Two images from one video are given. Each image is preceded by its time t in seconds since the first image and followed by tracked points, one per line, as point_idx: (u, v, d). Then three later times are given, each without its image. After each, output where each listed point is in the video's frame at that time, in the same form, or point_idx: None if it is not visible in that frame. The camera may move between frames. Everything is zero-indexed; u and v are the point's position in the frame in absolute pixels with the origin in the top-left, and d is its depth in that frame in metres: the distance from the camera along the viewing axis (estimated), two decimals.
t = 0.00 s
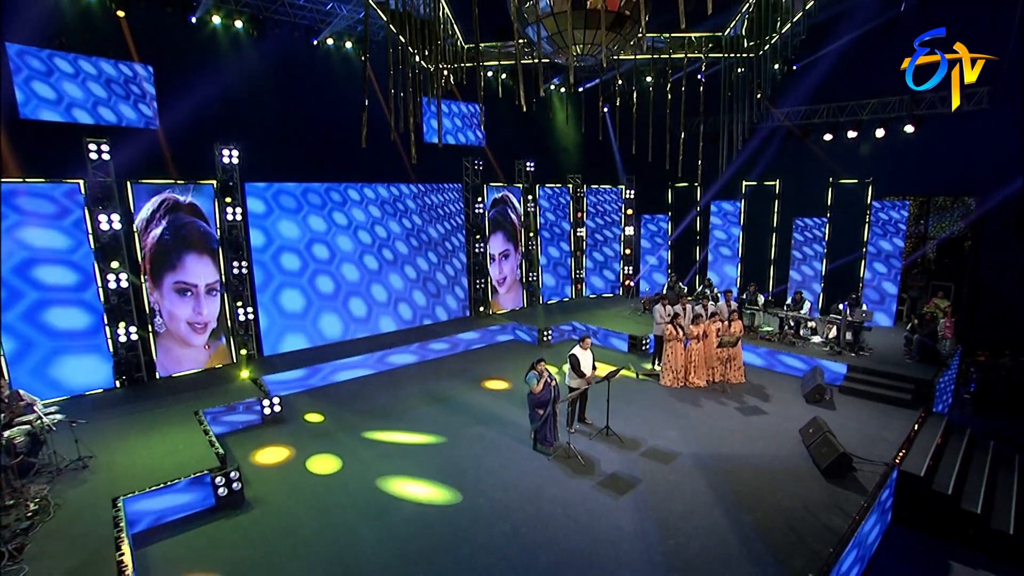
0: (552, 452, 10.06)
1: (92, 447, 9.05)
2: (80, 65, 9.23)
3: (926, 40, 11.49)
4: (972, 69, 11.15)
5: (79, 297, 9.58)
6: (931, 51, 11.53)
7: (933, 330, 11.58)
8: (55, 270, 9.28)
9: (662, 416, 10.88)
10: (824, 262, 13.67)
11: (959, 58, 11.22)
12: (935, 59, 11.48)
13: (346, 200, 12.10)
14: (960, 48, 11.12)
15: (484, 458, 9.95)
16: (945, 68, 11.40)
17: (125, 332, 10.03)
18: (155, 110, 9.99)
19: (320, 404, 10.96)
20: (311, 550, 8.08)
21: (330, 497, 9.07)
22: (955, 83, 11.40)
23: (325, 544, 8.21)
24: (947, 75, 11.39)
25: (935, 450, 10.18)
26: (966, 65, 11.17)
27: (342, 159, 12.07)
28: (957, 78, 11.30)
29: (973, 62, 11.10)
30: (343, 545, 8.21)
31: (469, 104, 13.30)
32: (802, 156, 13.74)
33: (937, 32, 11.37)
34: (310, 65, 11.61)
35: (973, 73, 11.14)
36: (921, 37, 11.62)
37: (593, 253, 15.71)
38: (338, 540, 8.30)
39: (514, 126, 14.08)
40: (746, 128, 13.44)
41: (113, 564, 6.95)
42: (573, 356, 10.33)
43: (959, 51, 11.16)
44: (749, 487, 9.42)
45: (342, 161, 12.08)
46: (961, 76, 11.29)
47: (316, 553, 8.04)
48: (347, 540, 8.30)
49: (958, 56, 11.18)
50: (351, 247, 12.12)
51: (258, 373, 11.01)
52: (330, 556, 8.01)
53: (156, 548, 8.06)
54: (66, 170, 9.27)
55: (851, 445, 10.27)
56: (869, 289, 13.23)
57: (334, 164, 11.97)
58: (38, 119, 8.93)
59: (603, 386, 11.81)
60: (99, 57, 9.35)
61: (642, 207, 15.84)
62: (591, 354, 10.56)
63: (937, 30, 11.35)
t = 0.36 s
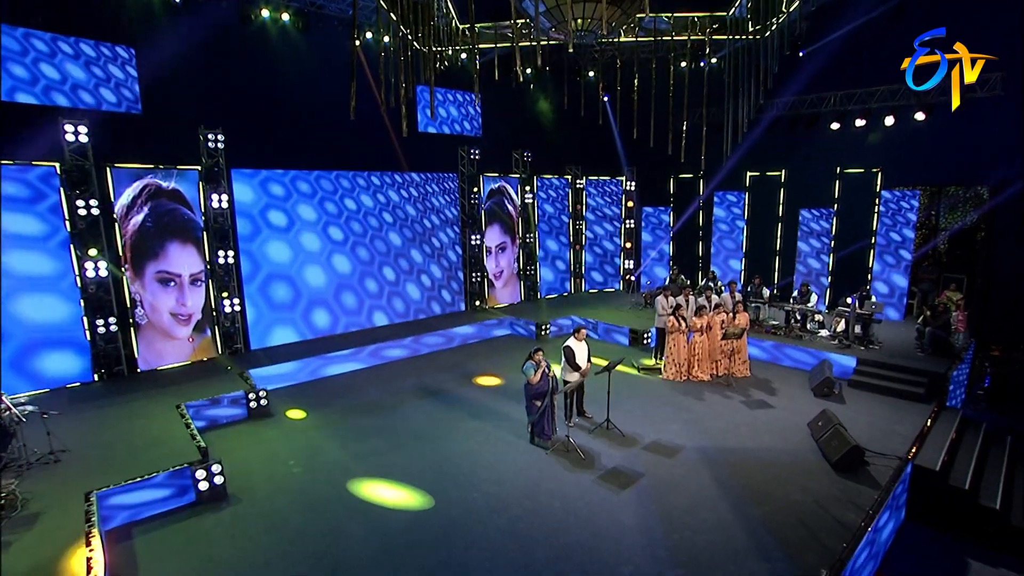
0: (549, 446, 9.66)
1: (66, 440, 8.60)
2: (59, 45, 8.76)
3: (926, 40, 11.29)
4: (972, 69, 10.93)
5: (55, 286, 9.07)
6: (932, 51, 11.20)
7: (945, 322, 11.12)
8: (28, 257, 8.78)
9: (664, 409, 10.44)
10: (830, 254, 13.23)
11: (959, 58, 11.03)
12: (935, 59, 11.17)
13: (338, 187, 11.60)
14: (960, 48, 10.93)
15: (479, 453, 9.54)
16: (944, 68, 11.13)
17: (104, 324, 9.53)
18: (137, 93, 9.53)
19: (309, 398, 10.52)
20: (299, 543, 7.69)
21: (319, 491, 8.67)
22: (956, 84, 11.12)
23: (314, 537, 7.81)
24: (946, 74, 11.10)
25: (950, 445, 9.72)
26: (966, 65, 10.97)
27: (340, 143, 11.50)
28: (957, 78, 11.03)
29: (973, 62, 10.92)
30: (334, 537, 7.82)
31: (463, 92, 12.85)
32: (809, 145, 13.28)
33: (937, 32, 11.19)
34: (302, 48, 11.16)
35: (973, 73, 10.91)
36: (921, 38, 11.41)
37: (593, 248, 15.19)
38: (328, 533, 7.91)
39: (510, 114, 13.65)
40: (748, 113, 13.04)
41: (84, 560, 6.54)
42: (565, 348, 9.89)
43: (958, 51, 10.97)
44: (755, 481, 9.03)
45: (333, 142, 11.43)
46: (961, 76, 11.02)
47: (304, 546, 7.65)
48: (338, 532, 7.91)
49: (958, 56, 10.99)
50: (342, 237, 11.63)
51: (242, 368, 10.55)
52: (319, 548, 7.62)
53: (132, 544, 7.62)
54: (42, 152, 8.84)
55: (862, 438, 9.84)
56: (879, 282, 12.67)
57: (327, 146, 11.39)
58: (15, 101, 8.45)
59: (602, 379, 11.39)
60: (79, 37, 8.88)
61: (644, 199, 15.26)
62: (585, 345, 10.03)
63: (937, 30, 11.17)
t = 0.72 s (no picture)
0: (547, 440, 9.20)
1: (32, 434, 8.08)
2: (31, 23, 8.27)
3: (926, 40, 11.00)
4: (972, 69, 10.64)
5: (25, 275, 8.61)
6: (931, 51, 10.80)
7: (960, 314, 10.58)
8: None
9: (666, 403, 9.98)
10: (837, 246, 12.76)
11: (959, 58, 10.70)
12: (935, 59, 10.73)
13: (327, 175, 11.09)
14: (960, 48, 10.60)
15: (473, 448, 9.07)
16: (944, 68, 10.78)
17: (76, 315, 9.02)
18: (113, 75, 9.06)
19: (295, 393, 10.06)
20: (282, 538, 7.24)
21: (304, 485, 8.21)
22: (956, 83, 10.87)
23: (298, 532, 7.36)
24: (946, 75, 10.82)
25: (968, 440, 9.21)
26: (966, 65, 10.65)
27: (328, 129, 11.05)
28: (957, 77, 10.77)
29: (973, 62, 10.60)
30: (319, 532, 7.36)
31: (456, 81, 12.37)
32: (817, 133, 12.78)
33: (935, 34, 10.88)
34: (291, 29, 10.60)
35: (973, 73, 10.62)
36: (920, 37, 11.16)
37: (592, 242, 14.78)
38: (313, 528, 7.45)
39: (505, 102, 13.15)
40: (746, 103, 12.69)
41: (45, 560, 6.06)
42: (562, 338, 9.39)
43: (959, 51, 10.65)
44: (763, 476, 8.56)
45: (321, 129, 10.99)
46: (960, 76, 10.75)
47: (288, 542, 7.19)
48: (324, 528, 7.45)
49: (958, 56, 10.65)
50: (331, 227, 11.12)
51: (224, 361, 10.05)
52: (304, 544, 7.17)
53: (100, 542, 7.10)
54: (11, 131, 8.34)
55: (874, 432, 9.36)
56: (890, 274, 12.22)
57: (314, 132, 10.91)
58: None
59: (599, 373, 10.89)
60: (52, 15, 8.42)
61: (645, 191, 15.07)
62: (581, 335, 9.50)
63: (936, 31, 10.78)
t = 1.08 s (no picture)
0: (542, 437, 8.81)
1: None
2: None
3: (926, 40, 10.72)
4: (972, 69, 10.44)
5: None
6: (931, 50, 10.56)
7: (974, 308, 10.12)
8: None
9: (666, 400, 9.56)
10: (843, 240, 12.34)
11: (959, 58, 10.52)
12: (935, 59, 10.53)
13: (313, 166, 10.63)
14: (960, 48, 10.39)
15: (464, 446, 8.66)
16: (945, 68, 10.61)
17: (47, 306, 8.52)
18: (89, 59, 8.60)
19: (278, 390, 9.63)
20: (260, 534, 6.83)
21: (285, 481, 7.79)
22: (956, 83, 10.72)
23: (277, 528, 6.95)
24: (947, 75, 10.66)
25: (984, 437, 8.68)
26: (966, 65, 10.47)
27: (317, 118, 10.68)
28: (957, 78, 10.61)
29: (973, 62, 10.40)
30: (300, 528, 6.95)
31: (448, 72, 11.94)
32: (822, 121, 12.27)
33: (936, 32, 10.63)
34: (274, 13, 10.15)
35: (973, 74, 10.44)
36: (920, 38, 10.83)
37: (589, 238, 14.36)
38: (294, 524, 7.04)
39: (499, 94, 12.76)
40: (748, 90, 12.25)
41: None
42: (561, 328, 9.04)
43: (958, 51, 10.46)
44: (769, 473, 8.13)
45: (308, 118, 10.59)
46: (961, 76, 10.60)
47: (266, 539, 6.78)
48: (306, 523, 7.05)
49: (958, 56, 10.47)
50: (317, 219, 10.67)
51: (202, 357, 9.58)
52: (283, 541, 6.76)
53: (62, 542, 6.61)
54: None
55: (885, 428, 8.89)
56: (899, 269, 11.73)
57: (300, 120, 10.50)
58: None
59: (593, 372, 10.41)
60: None
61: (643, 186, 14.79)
62: (582, 326, 9.17)
63: (937, 30, 10.60)
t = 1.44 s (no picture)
0: (535, 435, 8.36)
1: None
2: None
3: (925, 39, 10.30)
4: (972, 69, 10.09)
5: None
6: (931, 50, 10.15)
7: (987, 303, 9.63)
8: None
9: (666, 397, 9.10)
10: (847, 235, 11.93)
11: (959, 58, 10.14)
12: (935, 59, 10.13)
13: (297, 156, 10.20)
14: (961, 48, 9.93)
15: (452, 446, 8.19)
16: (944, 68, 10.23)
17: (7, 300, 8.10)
18: (59, 43, 8.16)
19: (257, 389, 9.16)
20: (229, 534, 6.36)
21: (261, 480, 7.32)
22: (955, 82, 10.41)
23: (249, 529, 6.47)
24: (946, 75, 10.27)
25: (1002, 436, 8.14)
26: (966, 65, 10.10)
27: (304, 108, 10.26)
28: (957, 77, 10.26)
29: (974, 62, 10.03)
30: (275, 529, 6.48)
31: (440, 63, 11.58)
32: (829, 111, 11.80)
33: (936, 32, 10.22)
34: None
35: (973, 73, 10.09)
36: (919, 36, 10.34)
37: (584, 235, 13.92)
38: (267, 525, 6.56)
39: (492, 86, 12.39)
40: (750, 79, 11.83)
41: None
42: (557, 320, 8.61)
43: (958, 51, 10.02)
44: (776, 471, 7.66)
45: (293, 107, 10.16)
46: (961, 75, 10.25)
47: (236, 540, 6.30)
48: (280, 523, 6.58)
49: (957, 55, 10.03)
50: (301, 212, 10.23)
51: (176, 353, 9.13)
52: (255, 542, 6.29)
53: (13, 546, 6.10)
54: None
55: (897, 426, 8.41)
56: (906, 266, 11.27)
57: (284, 109, 10.08)
58: None
59: (588, 370, 9.92)
60: None
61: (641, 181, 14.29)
62: (580, 317, 8.74)
63: (937, 30, 10.20)
